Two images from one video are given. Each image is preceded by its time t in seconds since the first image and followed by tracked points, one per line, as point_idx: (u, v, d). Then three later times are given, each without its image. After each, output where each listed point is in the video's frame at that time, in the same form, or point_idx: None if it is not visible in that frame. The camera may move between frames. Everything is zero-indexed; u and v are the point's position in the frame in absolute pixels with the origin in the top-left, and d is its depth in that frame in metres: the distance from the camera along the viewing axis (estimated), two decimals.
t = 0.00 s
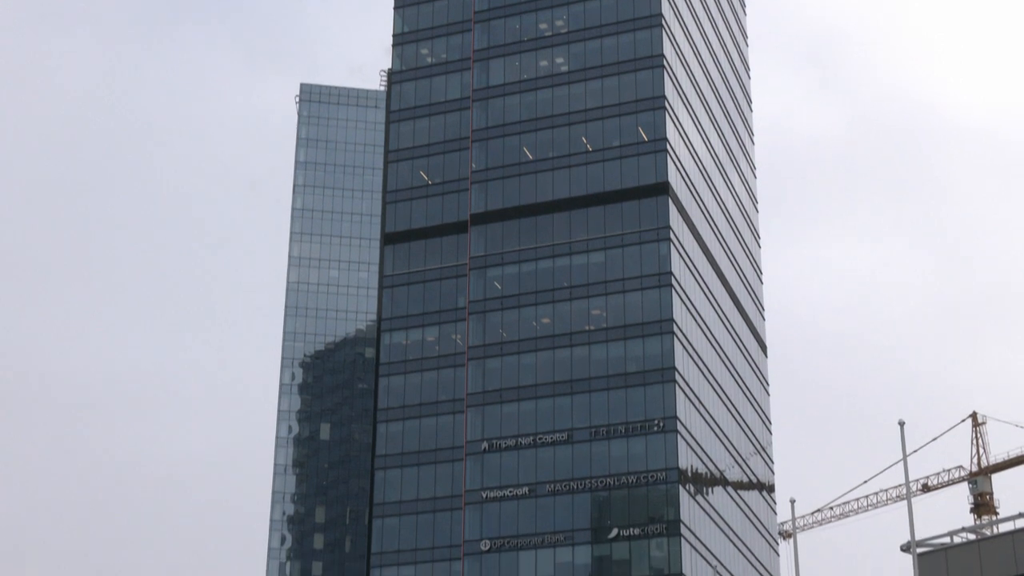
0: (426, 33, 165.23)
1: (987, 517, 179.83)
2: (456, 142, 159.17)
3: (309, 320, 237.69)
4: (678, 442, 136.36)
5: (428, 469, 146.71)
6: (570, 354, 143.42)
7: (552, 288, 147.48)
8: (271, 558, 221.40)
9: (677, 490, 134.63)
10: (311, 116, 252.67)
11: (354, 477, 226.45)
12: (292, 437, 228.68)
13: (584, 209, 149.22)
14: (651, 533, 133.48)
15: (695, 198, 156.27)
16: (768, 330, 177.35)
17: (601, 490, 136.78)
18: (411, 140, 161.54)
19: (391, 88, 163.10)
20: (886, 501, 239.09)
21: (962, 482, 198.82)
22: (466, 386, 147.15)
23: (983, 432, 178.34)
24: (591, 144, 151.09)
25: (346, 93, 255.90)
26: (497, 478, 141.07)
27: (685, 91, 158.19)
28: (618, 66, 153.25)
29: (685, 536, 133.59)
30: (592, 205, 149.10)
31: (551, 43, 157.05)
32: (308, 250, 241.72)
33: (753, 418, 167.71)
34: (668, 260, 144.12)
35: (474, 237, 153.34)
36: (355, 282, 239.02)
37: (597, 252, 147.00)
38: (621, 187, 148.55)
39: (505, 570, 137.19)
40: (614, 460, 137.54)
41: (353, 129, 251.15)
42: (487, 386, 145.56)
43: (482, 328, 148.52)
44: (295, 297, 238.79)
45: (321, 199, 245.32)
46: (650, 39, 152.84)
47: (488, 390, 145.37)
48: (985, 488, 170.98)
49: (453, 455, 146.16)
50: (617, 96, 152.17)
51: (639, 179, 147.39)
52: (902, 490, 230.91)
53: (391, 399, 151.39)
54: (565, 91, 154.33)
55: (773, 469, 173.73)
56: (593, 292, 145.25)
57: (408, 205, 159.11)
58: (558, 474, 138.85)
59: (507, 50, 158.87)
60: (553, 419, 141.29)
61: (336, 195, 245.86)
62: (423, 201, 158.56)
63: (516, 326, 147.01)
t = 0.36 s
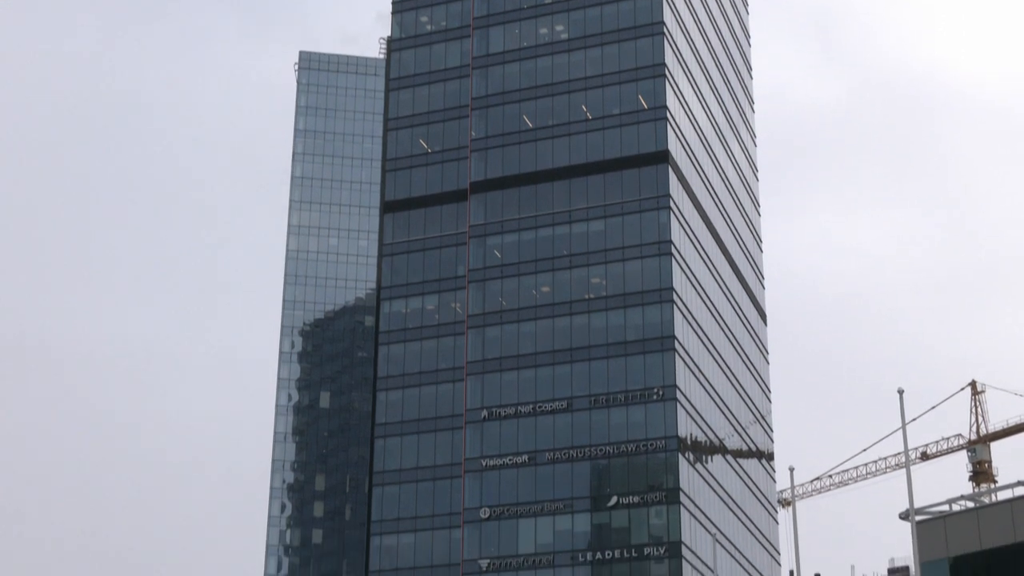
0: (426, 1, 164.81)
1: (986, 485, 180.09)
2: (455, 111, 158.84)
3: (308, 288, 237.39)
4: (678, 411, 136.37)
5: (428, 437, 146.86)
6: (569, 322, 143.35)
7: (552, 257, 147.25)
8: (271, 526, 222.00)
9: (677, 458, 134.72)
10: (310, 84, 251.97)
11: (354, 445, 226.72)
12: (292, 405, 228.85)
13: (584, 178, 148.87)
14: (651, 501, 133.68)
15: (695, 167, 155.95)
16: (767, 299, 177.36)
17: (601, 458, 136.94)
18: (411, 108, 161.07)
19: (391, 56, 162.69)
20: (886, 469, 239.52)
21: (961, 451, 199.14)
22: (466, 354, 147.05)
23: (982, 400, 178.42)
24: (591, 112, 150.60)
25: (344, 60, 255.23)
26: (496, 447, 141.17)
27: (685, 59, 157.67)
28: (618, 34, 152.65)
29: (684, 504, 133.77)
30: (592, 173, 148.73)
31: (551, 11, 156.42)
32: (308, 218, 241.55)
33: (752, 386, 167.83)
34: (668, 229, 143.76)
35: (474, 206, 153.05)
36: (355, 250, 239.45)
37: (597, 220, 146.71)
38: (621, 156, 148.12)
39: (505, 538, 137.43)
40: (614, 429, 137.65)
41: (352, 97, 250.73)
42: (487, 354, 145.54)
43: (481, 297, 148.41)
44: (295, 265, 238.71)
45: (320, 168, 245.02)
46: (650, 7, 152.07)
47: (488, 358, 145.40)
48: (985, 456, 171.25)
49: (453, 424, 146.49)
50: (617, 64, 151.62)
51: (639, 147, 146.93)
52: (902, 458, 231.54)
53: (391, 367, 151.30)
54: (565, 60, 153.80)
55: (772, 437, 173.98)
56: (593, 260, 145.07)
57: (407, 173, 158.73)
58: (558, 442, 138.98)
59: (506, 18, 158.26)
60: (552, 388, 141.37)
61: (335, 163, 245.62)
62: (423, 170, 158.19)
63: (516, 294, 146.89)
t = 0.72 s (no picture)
0: None
1: (984, 446, 180.71)
2: (454, 71, 158.37)
3: (308, 250, 237.85)
4: (677, 372, 136.51)
5: (428, 397, 147.11)
6: (569, 283, 143.39)
7: (551, 218, 147.15)
8: (271, 486, 222.56)
9: (676, 419, 134.94)
10: (309, 44, 251.37)
11: (354, 406, 227.20)
12: (292, 366, 229.12)
13: (584, 139, 148.65)
14: (650, 462, 134.04)
15: (695, 128, 155.72)
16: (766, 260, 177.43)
17: (600, 419, 137.25)
18: (410, 69, 160.70)
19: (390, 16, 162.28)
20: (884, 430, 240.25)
21: (959, 412, 199.70)
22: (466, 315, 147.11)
23: (980, 362, 178.87)
24: (591, 73, 150.19)
25: (344, 19, 254.27)
26: (496, 407, 141.45)
27: (686, 20, 157.16)
28: None
29: (683, 465, 134.13)
30: (591, 135, 148.48)
31: None
32: (307, 180, 241.62)
33: (751, 347, 168.15)
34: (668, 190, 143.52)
35: (473, 167, 152.86)
36: (355, 212, 239.81)
37: (597, 182, 146.53)
38: (620, 117, 147.76)
39: (505, 498, 137.92)
40: (613, 389, 137.91)
41: (351, 56, 250.03)
42: (487, 315, 145.69)
43: (481, 258, 148.45)
44: (295, 226, 239.15)
45: (319, 129, 244.83)
46: None
47: (487, 319, 145.54)
48: (983, 417, 171.80)
49: (453, 384, 146.65)
50: (617, 25, 151.11)
51: (639, 108, 146.60)
52: (900, 420, 232.35)
53: (391, 328, 151.34)
54: (565, 20, 153.28)
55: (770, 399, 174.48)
56: (593, 221, 144.96)
57: (407, 134, 158.44)
58: (558, 403, 139.23)
59: None
60: (552, 349, 141.55)
61: (334, 124, 245.31)
62: (422, 130, 157.86)
63: (516, 255, 146.90)
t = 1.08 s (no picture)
0: None
1: (984, 422, 180.99)
2: (454, 47, 158.00)
3: (308, 227, 237.69)
4: (677, 348, 136.50)
5: (428, 373, 147.18)
6: (569, 260, 143.28)
7: (551, 194, 146.95)
8: (271, 462, 222.90)
9: (676, 395, 134.98)
10: (308, 20, 250.85)
11: (354, 382, 227.46)
12: (292, 342, 229.31)
13: (584, 115, 148.35)
14: (650, 438, 134.10)
15: (695, 105, 155.46)
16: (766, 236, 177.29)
17: (600, 395, 137.31)
18: (411, 44, 160.36)
19: None
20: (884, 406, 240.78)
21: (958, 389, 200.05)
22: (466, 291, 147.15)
23: (979, 338, 179.10)
24: (590, 49, 149.80)
25: None
26: (496, 384, 141.58)
27: None
28: None
29: (682, 441, 134.26)
30: (591, 111, 148.18)
31: None
32: (306, 155, 241.21)
33: (751, 324, 168.36)
34: (667, 166, 143.24)
35: (473, 143, 152.66)
36: (355, 188, 239.50)
37: (597, 158, 146.29)
38: (620, 93, 147.43)
39: (505, 474, 138.14)
40: (613, 365, 137.99)
41: (351, 33, 249.70)
42: (487, 291, 145.71)
43: (481, 234, 148.40)
44: (295, 202, 238.85)
45: (319, 104, 244.26)
46: None
47: (487, 296, 145.55)
48: (982, 393, 172.21)
49: (453, 360, 146.61)
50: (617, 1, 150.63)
51: (638, 84, 146.26)
52: (900, 396, 232.82)
53: (391, 304, 151.27)
54: None
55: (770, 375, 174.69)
56: (593, 197, 144.75)
57: (407, 110, 158.18)
58: (558, 379, 139.29)
59: None
60: (552, 325, 141.47)
61: (334, 100, 244.68)
62: (422, 106, 157.59)
63: (516, 231, 146.79)
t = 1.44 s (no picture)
0: None
1: (983, 384, 181.31)
2: (454, 9, 157.47)
3: (307, 189, 237.69)
4: (677, 310, 136.59)
5: (428, 335, 147.31)
6: (569, 222, 143.17)
7: (551, 157, 146.70)
8: (271, 424, 223.80)
9: (676, 357, 135.17)
10: None
11: (354, 344, 227.54)
12: (292, 304, 229.66)
13: (584, 77, 147.91)
14: (650, 399, 134.35)
15: (695, 66, 154.99)
16: (766, 198, 177.25)
17: (600, 357, 137.47)
18: (410, 6, 159.86)
19: None
20: (883, 367, 241.29)
21: (957, 350, 200.23)
22: (466, 253, 147.23)
23: (979, 300, 179.36)
24: (590, 11, 149.24)
25: None
26: (495, 346, 141.80)
27: None
28: None
29: (682, 403, 134.50)
30: (591, 73, 147.75)
31: None
32: (306, 117, 240.89)
33: (751, 286, 168.50)
34: (667, 127, 142.89)
35: (473, 105, 152.31)
36: (354, 150, 239.13)
37: (596, 120, 145.98)
38: (620, 55, 146.97)
39: (504, 437, 138.54)
40: (613, 327, 138.10)
41: None
42: (487, 253, 145.77)
43: (481, 196, 148.30)
44: (294, 164, 238.82)
45: (318, 66, 243.70)
46: None
47: (487, 258, 145.60)
48: (981, 355, 172.63)
49: (453, 323, 146.62)
50: None
51: (638, 46, 145.80)
52: (900, 358, 233.22)
53: (390, 266, 151.26)
54: None
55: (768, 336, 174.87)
56: (593, 159, 144.54)
57: (406, 72, 157.83)
58: (558, 341, 139.45)
59: None
60: (552, 287, 141.49)
61: (333, 61, 244.05)
62: (421, 69, 157.25)
63: (516, 193, 146.69)
